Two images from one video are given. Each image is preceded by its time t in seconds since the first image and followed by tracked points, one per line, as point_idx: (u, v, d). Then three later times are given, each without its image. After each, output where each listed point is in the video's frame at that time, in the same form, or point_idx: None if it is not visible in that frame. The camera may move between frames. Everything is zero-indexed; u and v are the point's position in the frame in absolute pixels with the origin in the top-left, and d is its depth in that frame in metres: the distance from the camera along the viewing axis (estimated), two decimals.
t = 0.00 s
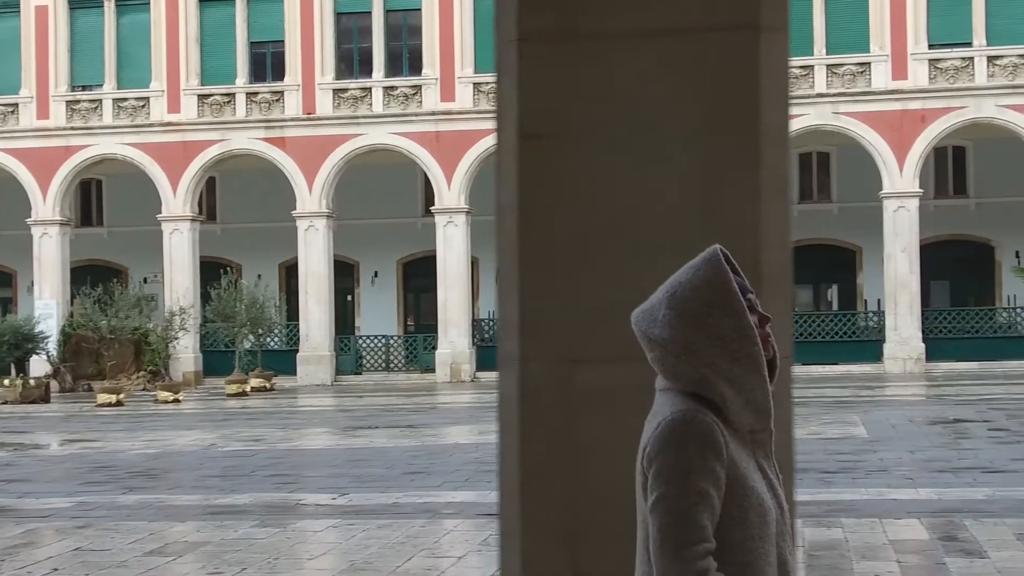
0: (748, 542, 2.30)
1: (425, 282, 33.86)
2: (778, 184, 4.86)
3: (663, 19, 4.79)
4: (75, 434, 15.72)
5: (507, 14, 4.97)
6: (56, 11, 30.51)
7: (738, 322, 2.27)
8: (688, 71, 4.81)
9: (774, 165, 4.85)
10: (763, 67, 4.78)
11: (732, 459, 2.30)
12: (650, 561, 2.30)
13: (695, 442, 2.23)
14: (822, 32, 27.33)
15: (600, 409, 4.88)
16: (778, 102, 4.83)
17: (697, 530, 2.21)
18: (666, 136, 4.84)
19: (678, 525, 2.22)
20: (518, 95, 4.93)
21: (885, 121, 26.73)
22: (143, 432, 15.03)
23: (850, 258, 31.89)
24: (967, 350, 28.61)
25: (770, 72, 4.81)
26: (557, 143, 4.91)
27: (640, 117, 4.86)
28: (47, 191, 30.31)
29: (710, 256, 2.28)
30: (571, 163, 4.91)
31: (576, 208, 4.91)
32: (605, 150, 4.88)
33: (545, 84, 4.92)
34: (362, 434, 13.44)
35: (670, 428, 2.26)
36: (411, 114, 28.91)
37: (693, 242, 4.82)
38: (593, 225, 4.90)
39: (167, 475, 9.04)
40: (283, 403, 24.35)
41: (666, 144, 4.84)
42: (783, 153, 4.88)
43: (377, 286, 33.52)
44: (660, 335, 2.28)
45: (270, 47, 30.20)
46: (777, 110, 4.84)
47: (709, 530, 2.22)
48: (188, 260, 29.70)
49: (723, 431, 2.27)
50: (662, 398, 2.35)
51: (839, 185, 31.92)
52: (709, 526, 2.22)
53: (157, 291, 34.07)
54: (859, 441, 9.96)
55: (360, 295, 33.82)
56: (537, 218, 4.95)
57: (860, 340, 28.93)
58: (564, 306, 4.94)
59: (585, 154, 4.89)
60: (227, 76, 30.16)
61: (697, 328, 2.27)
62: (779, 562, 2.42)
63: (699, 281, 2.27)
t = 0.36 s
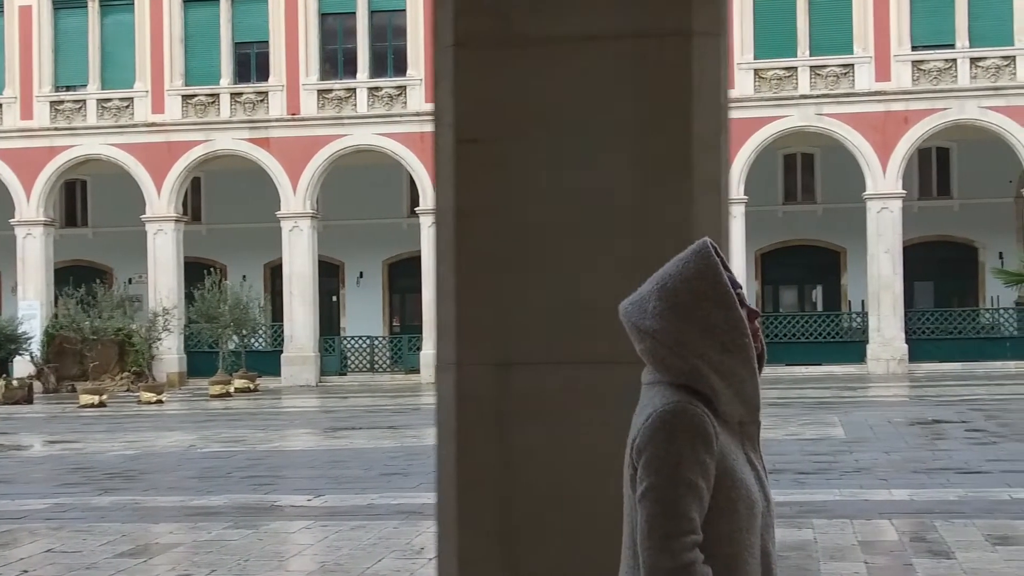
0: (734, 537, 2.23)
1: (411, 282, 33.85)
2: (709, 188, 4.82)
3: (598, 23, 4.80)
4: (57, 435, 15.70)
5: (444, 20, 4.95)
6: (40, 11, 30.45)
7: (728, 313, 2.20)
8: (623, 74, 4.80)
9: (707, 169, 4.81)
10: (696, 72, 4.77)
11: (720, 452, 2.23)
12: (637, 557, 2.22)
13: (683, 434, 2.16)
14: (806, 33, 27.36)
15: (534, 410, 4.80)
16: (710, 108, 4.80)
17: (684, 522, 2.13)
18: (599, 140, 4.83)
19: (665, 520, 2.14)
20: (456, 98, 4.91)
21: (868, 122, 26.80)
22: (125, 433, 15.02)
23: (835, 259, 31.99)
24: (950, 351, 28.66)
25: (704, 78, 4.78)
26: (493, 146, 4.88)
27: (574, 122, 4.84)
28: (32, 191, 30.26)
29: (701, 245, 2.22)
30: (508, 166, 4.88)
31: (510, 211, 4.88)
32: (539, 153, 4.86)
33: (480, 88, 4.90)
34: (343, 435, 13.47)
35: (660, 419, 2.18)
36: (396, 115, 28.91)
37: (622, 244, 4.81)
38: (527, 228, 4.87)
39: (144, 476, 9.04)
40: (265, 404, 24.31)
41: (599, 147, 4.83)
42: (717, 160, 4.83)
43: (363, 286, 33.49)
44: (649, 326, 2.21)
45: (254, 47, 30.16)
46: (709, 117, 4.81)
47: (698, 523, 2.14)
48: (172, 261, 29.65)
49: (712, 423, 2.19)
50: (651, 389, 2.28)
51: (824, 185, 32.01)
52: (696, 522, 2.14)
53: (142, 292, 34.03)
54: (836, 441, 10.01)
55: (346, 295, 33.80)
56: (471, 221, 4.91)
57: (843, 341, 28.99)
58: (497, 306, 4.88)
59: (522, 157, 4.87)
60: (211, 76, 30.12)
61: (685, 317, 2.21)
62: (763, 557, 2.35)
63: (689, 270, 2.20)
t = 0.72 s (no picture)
0: (725, 550, 2.11)
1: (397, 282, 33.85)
2: (647, 190, 4.57)
3: (534, 24, 4.60)
4: (38, 435, 15.66)
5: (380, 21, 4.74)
6: (24, 11, 30.41)
7: (723, 319, 2.07)
8: (560, 77, 4.60)
9: (645, 171, 4.57)
10: (633, 74, 4.57)
11: (713, 460, 2.10)
12: (628, 564, 2.09)
13: (673, 446, 2.03)
14: (790, 34, 27.43)
15: (472, 423, 4.58)
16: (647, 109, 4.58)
17: (678, 531, 2.01)
18: (536, 143, 4.61)
19: (654, 536, 2.02)
20: (390, 99, 4.67)
21: (853, 122, 26.82)
22: (106, 432, 15.00)
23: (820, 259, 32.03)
24: (935, 350, 28.70)
25: (640, 79, 4.57)
26: (430, 148, 4.64)
27: (509, 124, 4.62)
28: (16, 191, 30.18)
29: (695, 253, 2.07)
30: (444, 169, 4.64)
31: (444, 215, 4.63)
32: (477, 156, 4.63)
33: (416, 88, 4.66)
34: (325, 435, 13.45)
35: (654, 428, 2.05)
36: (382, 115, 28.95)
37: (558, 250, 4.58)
38: (462, 234, 4.62)
39: (119, 476, 9.02)
40: (249, 404, 24.27)
41: (536, 150, 4.60)
42: (655, 163, 4.59)
43: (348, 286, 33.42)
44: (643, 333, 2.08)
45: (239, 47, 30.14)
46: (645, 118, 4.59)
47: (687, 542, 2.02)
48: (157, 260, 29.59)
49: (706, 431, 2.07)
50: (641, 397, 2.15)
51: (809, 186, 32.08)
52: (687, 538, 2.02)
53: (127, 292, 33.97)
54: (815, 439, 10.03)
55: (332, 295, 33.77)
56: (405, 227, 4.65)
57: (827, 341, 29.03)
58: (432, 316, 4.62)
59: (460, 156, 4.63)
60: (196, 75, 30.08)
61: (678, 321, 2.07)
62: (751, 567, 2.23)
63: (681, 273, 2.06)
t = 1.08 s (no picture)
0: (718, 556, 2.22)
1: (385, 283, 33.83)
2: (585, 193, 3.98)
3: (477, 20, 3.96)
4: (21, 435, 15.64)
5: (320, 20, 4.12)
6: (12, 11, 30.36)
7: (716, 329, 2.19)
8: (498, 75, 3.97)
9: (582, 174, 3.97)
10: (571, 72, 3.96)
11: (705, 465, 2.21)
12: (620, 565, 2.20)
13: (667, 453, 2.14)
14: (778, 34, 27.49)
15: (417, 466, 3.96)
16: (585, 104, 3.98)
17: (671, 535, 2.11)
18: (472, 147, 3.99)
19: (647, 541, 2.12)
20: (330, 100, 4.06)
21: (840, 123, 26.88)
22: (91, 432, 14.98)
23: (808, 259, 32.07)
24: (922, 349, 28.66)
25: (580, 77, 3.98)
26: (367, 155, 4.03)
27: (446, 126, 4.00)
28: (3, 191, 30.13)
29: (689, 263, 2.20)
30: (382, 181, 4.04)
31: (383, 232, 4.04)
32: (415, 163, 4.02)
33: (354, 90, 4.03)
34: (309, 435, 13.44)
35: (648, 435, 2.16)
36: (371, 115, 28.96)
37: (496, 266, 3.97)
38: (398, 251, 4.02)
39: (99, 476, 9.01)
40: (236, 404, 24.23)
41: (474, 155, 3.99)
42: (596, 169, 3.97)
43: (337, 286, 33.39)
44: (638, 342, 2.19)
45: (227, 47, 30.14)
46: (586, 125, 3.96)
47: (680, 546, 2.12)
48: (145, 260, 29.56)
49: (699, 440, 2.17)
50: (635, 407, 2.26)
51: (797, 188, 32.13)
52: (679, 542, 2.12)
53: (116, 292, 33.93)
54: (796, 439, 10.04)
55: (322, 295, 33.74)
56: (348, 245, 4.06)
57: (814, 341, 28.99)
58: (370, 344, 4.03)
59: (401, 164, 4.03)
60: (184, 76, 30.06)
61: (671, 332, 2.19)
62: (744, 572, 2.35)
63: (676, 285, 2.19)
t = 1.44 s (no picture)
0: (714, 552, 2.32)
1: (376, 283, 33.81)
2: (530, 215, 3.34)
3: (416, 20, 3.38)
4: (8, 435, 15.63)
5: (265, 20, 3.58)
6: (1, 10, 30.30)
7: (710, 329, 2.29)
8: (436, 82, 3.38)
9: (528, 195, 3.34)
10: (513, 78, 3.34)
11: (701, 464, 2.31)
12: (619, 565, 2.29)
13: (665, 446, 2.24)
14: (767, 33, 27.52)
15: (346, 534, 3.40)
16: (526, 112, 3.34)
17: (668, 532, 2.20)
18: (411, 163, 3.40)
19: (648, 530, 2.21)
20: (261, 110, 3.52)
21: (829, 123, 26.92)
22: (79, 432, 14.98)
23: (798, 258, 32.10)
24: (910, 349, 28.67)
25: (523, 84, 3.34)
26: (302, 171, 3.46)
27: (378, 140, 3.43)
28: None
29: (682, 264, 2.31)
30: (314, 203, 3.46)
31: (321, 265, 3.45)
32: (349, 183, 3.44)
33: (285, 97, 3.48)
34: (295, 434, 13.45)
35: (644, 435, 2.26)
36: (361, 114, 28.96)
37: (435, 306, 3.37)
38: (321, 288, 3.45)
39: (81, 476, 9.02)
40: (226, 404, 24.21)
41: (414, 173, 3.40)
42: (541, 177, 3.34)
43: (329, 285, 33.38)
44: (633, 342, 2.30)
45: (216, 46, 30.17)
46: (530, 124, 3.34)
47: (680, 530, 2.23)
48: (134, 260, 29.54)
49: (695, 439, 2.27)
50: (633, 407, 2.37)
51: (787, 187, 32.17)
52: (680, 529, 2.22)
53: (106, 291, 33.89)
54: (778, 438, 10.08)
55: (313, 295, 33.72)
56: (282, 279, 3.48)
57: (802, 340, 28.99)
58: (303, 395, 3.43)
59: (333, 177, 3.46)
60: (173, 75, 30.03)
61: (667, 332, 2.30)
62: (746, 570, 2.46)
63: (671, 286, 2.29)
